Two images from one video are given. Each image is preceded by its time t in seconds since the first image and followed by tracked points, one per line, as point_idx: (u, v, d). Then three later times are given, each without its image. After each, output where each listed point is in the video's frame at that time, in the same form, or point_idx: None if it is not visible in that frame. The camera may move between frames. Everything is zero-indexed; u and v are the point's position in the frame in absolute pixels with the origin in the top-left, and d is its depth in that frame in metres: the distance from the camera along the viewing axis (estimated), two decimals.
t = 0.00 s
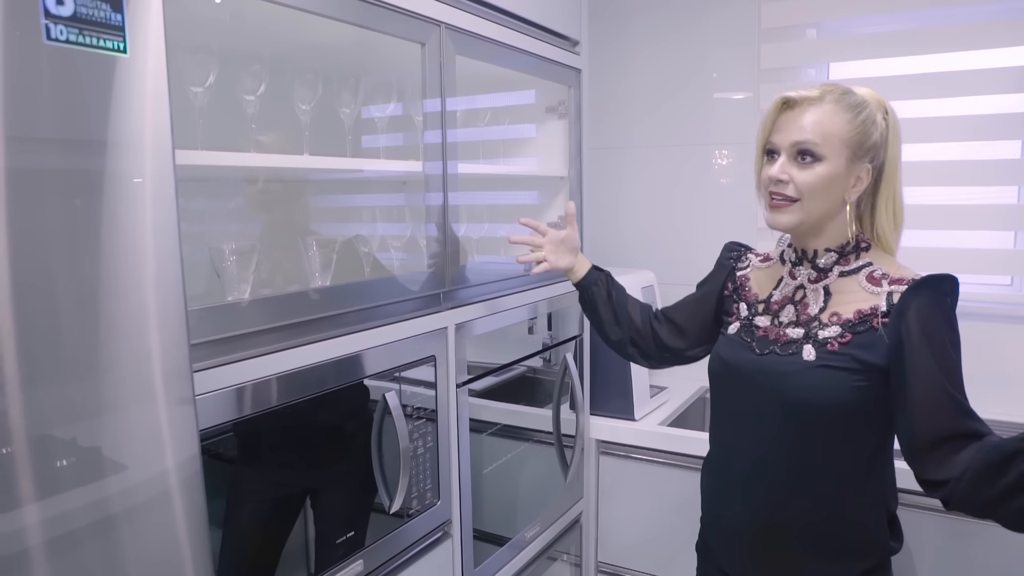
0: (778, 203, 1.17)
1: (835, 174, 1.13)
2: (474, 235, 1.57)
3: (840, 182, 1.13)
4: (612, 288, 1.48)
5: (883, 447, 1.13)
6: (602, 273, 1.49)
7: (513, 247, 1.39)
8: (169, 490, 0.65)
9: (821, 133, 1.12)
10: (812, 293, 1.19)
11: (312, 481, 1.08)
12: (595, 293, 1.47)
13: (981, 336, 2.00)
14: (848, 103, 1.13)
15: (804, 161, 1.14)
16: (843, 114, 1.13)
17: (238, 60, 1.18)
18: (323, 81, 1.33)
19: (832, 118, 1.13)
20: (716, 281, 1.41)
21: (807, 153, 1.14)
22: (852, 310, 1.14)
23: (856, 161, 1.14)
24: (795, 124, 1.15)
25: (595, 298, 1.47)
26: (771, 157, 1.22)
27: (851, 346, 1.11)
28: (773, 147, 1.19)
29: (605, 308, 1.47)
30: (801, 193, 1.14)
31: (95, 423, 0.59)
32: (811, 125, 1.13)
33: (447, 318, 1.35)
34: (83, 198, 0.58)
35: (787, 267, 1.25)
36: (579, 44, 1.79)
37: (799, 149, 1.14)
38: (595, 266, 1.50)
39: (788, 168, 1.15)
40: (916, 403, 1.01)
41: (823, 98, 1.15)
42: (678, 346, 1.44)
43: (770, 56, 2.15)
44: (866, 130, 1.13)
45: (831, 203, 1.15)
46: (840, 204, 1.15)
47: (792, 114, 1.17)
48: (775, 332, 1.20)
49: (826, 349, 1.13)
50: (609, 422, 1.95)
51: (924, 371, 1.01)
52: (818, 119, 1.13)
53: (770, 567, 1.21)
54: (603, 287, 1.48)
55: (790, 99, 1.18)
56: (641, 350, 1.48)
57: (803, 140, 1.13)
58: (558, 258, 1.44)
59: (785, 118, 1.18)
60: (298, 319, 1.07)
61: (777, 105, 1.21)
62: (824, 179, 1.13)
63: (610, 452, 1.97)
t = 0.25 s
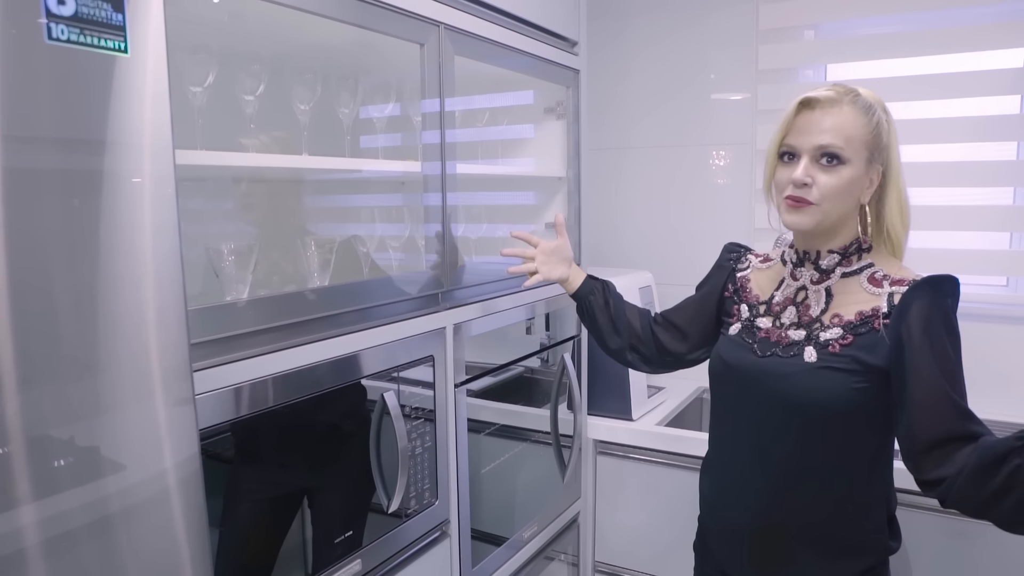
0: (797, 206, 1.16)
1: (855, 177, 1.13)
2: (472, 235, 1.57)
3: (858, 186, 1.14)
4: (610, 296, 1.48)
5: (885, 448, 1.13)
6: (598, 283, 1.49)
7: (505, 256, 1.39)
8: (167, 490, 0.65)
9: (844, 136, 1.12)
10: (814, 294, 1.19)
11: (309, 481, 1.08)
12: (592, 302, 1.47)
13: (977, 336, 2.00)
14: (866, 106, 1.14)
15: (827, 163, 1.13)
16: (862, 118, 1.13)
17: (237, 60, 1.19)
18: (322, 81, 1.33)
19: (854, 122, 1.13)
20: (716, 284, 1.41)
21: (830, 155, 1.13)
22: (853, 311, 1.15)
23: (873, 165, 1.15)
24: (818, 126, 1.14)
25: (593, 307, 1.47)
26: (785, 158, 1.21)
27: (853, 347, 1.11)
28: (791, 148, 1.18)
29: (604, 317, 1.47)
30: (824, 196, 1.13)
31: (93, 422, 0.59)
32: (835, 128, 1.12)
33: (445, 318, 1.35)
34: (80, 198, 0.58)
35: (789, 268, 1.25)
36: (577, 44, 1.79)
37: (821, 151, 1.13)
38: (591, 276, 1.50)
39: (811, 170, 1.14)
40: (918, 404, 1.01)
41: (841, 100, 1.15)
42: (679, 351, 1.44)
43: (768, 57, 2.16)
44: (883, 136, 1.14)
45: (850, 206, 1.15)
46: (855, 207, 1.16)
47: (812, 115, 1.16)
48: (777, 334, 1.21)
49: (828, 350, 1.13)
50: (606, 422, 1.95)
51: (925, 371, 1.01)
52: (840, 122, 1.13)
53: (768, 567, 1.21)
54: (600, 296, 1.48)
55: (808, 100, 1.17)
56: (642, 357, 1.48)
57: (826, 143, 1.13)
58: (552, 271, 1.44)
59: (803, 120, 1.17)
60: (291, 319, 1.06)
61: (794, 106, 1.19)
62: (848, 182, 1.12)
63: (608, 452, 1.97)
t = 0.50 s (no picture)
0: (803, 210, 1.16)
1: (856, 176, 1.14)
2: (466, 234, 1.57)
3: (858, 185, 1.15)
4: (605, 297, 1.49)
5: (880, 447, 1.14)
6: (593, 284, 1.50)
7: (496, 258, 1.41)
8: (161, 490, 0.65)
9: (843, 138, 1.13)
10: (811, 292, 1.20)
11: (303, 480, 1.08)
12: (587, 303, 1.48)
13: (969, 335, 2.02)
14: (855, 104, 1.15)
15: (829, 165, 1.14)
16: (857, 118, 1.14)
17: (230, 59, 1.18)
18: (316, 80, 1.33)
19: (851, 122, 1.14)
20: (711, 283, 1.41)
21: (831, 157, 1.14)
22: (850, 310, 1.15)
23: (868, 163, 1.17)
24: (816, 129, 1.14)
25: (589, 308, 1.47)
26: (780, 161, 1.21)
27: (849, 346, 1.12)
28: (789, 151, 1.18)
29: (599, 318, 1.47)
30: (830, 199, 1.13)
31: (86, 422, 0.59)
32: (833, 129, 1.13)
33: (439, 317, 1.35)
34: (73, 197, 0.58)
35: (785, 266, 1.26)
36: (571, 44, 1.79)
37: (823, 153, 1.14)
38: (585, 278, 1.51)
39: (814, 174, 1.14)
40: (913, 403, 1.02)
41: (833, 101, 1.15)
42: (675, 351, 1.45)
43: (761, 56, 2.16)
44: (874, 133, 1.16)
45: (852, 205, 1.16)
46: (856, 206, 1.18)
47: (807, 118, 1.16)
48: (773, 333, 1.21)
49: (825, 349, 1.14)
50: (601, 420, 1.96)
51: (921, 371, 1.02)
52: (838, 124, 1.13)
53: (762, 565, 1.22)
54: (595, 297, 1.48)
55: (802, 102, 1.17)
56: (637, 357, 1.48)
57: (827, 145, 1.13)
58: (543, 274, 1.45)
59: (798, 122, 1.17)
60: (283, 319, 1.05)
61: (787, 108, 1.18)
62: (850, 182, 1.14)
63: (602, 450, 1.98)
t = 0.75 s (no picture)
0: (798, 212, 1.17)
1: (851, 179, 1.15)
2: (461, 235, 1.58)
3: (852, 189, 1.16)
4: (602, 302, 1.48)
5: (875, 448, 1.14)
6: (591, 288, 1.49)
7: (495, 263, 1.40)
8: (156, 492, 0.65)
9: (839, 141, 1.13)
10: (806, 294, 1.20)
11: (298, 481, 1.08)
12: (585, 307, 1.47)
13: (962, 335, 2.03)
14: (852, 108, 1.16)
15: (824, 169, 1.14)
16: (852, 121, 1.15)
17: (226, 60, 1.18)
18: (311, 81, 1.33)
19: (847, 126, 1.14)
20: (706, 286, 1.42)
21: (827, 160, 1.14)
22: (845, 311, 1.16)
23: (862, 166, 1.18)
24: (812, 133, 1.14)
25: (586, 313, 1.46)
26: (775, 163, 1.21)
27: (845, 347, 1.12)
28: (784, 154, 1.18)
29: (596, 322, 1.47)
30: (825, 202, 1.14)
31: (80, 423, 0.59)
32: (829, 133, 1.13)
33: (434, 318, 1.35)
34: (68, 198, 0.57)
35: (780, 268, 1.26)
36: (567, 45, 1.79)
37: (818, 157, 1.14)
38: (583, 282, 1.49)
39: (809, 177, 1.15)
40: (907, 403, 1.03)
41: (829, 104, 1.15)
42: (671, 354, 1.44)
43: (756, 58, 2.17)
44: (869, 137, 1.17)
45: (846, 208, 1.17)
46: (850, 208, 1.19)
47: (803, 122, 1.16)
48: (769, 334, 1.22)
49: (820, 350, 1.14)
50: (596, 421, 1.96)
51: (914, 370, 1.03)
52: (835, 127, 1.14)
53: (758, 565, 1.23)
54: (592, 301, 1.48)
55: (798, 105, 1.17)
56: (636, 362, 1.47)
57: (823, 148, 1.14)
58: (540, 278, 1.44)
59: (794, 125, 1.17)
60: (279, 319, 1.06)
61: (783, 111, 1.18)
62: (845, 186, 1.14)
63: (598, 451, 1.98)
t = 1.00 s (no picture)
0: (800, 214, 1.17)
1: (850, 181, 1.16)
2: (457, 237, 1.58)
3: (852, 189, 1.17)
4: (603, 307, 1.50)
5: (871, 449, 1.15)
6: (594, 293, 1.51)
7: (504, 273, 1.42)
8: (153, 494, 0.65)
9: (839, 143, 1.14)
10: (801, 297, 1.21)
11: (294, 483, 1.08)
12: (587, 312, 1.48)
13: (957, 337, 2.03)
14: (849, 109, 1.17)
15: (826, 170, 1.15)
16: (851, 123, 1.16)
17: (221, 62, 1.18)
18: (307, 83, 1.33)
19: (847, 128, 1.15)
20: (702, 289, 1.42)
21: (827, 162, 1.15)
22: (840, 314, 1.16)
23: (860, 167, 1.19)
24: (812, 135, 1.15)
25: (588, 318, 1.48)
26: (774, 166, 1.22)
27: (840, 350, 1.13)
28: (784, 156, 1.18)
29: (598, 327, 1.49)
30: (828, 203, 1.15)
31: (76, 426, 0.59)
32: (829, 135, 1.14)
33: (431, 320, 1.35)
34: (64, 199, 0.57)
35: (776, 270, 1.27)
36: (563, 47, 1.80)
37: (819, 159, 1.15)
38: (585, 287, 1.51)
39: (812, 179, 1.15)
40: (901, 404, 1.03)
41: (827, 106, 1.16)
42: (671, 360, 1.44)
43: (753, 60, 2.18)
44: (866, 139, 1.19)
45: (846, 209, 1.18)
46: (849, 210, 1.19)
47: (802, 124, 1.16)
48: (765, 337, 1.22)
49: (816, 353, 1.15)
50: (593, 423, 1.96)
51: (909, 372, 1.03)
52: (834, 128, 1.14)
53: (756, 566, 1.23)
54: (595, 306, 1.49)
55: (796, 107, 1.17)
56: (637, 367, 1.49)
57: (824, 150, 1.14)
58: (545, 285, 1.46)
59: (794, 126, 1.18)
60: (281, 321, 1.07)
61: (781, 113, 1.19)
62: (847, 186, 1.15)
63: (594, 453, 1.98)
